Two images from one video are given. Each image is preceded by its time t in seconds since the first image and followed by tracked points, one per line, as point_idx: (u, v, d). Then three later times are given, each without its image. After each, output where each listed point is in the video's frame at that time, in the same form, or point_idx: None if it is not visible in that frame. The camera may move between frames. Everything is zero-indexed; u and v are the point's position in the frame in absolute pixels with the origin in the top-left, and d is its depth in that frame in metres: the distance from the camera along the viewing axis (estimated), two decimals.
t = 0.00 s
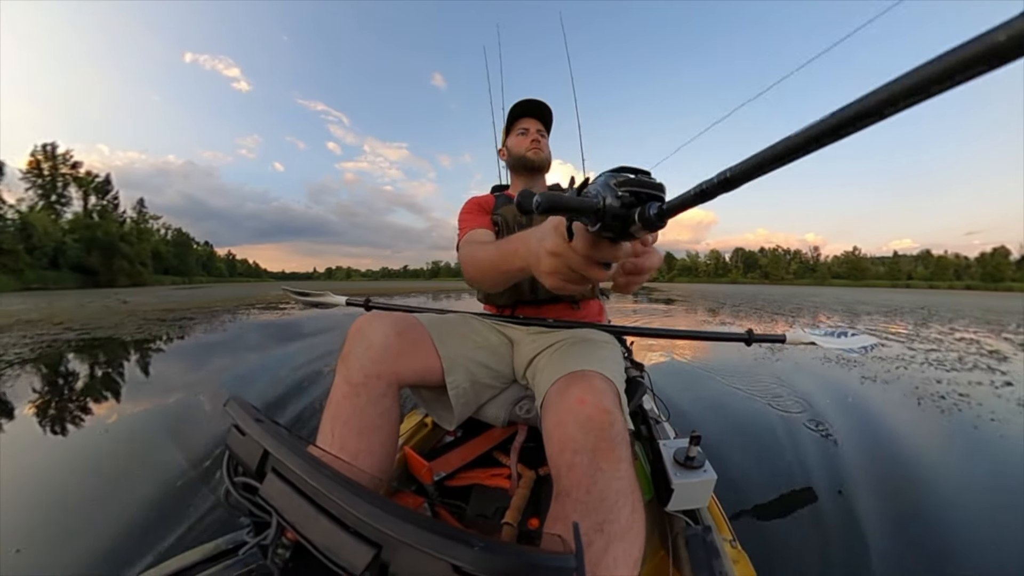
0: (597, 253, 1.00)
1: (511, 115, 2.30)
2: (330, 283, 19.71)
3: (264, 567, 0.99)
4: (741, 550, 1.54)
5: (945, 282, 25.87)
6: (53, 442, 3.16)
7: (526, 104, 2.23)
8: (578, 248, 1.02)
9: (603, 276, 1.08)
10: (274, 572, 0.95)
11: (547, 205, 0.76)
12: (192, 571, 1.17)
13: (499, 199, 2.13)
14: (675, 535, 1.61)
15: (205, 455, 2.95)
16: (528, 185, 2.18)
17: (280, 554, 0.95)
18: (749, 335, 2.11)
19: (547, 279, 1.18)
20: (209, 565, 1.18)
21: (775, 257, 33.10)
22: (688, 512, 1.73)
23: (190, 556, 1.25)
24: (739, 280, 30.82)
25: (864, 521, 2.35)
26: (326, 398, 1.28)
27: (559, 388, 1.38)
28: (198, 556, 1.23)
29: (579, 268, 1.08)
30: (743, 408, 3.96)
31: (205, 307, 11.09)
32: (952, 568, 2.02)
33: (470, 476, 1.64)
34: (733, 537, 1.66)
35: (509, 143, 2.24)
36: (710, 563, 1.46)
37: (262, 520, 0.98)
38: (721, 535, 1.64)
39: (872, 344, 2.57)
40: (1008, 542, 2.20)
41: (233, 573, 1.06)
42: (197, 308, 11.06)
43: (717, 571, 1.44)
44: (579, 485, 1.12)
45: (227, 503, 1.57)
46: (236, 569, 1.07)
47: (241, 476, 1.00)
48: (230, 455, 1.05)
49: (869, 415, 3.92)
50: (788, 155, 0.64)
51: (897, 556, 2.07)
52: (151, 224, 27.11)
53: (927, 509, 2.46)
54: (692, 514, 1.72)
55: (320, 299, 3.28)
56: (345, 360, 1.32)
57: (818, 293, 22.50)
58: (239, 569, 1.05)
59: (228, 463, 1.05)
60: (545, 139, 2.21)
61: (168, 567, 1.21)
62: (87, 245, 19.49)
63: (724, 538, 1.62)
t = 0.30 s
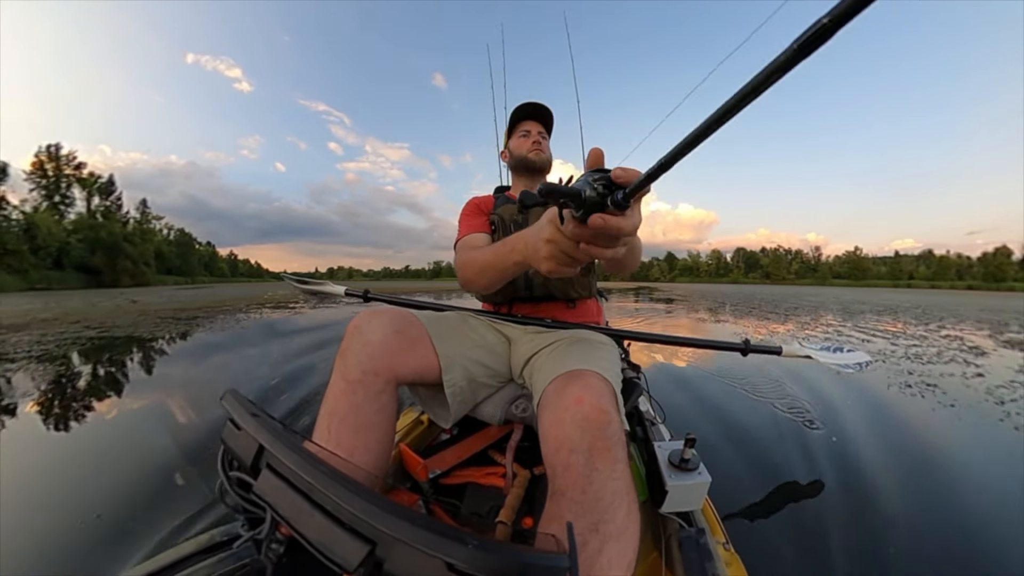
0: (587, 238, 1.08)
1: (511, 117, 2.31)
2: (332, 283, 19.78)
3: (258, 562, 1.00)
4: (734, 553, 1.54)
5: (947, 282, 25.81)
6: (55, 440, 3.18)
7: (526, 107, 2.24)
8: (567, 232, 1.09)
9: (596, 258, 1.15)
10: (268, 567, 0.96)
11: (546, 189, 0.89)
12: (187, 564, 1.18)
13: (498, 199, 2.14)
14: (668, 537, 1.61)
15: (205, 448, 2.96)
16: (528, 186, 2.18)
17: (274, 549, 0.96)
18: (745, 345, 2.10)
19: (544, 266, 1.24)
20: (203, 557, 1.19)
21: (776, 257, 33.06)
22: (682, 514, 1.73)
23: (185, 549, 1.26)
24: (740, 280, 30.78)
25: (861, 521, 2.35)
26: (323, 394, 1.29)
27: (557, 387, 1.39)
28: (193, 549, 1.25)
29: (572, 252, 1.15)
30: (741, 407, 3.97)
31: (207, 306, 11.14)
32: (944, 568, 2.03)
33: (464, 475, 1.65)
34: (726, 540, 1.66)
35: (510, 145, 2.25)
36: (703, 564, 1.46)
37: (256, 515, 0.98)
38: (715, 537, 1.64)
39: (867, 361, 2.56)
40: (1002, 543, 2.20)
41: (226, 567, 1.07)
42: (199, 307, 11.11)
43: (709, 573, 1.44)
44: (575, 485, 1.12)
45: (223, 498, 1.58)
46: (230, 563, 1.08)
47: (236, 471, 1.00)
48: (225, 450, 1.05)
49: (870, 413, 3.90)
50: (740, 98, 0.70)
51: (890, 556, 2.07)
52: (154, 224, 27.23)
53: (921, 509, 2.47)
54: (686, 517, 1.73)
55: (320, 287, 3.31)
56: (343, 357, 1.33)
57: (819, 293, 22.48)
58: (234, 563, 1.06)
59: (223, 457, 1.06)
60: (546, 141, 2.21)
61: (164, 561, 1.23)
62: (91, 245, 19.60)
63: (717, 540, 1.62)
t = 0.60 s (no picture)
0: (609, 219, 1.11)
1: (513, 119, 2.31)
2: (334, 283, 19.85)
3: (258, 562, 1.00)
4: (734, 552, 1.53)
5: (951, 282, 25.67)
6: (59, 439, 3.20)
7: (526, 109, 2.25)
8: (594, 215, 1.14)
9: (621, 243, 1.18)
10: (268, 567, 0.96)
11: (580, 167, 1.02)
12: (188, 564, 1.19)
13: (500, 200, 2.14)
14: (668, 536, 1.62)
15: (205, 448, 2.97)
16: (530, 187, 2.19)
17: (273, 549, 0.96)
18: (746, 342, 2.10)
19: (568, 254, 1.28)
20: (203, 557, 1.20)
21: (779, 257, 32.95)
22: (682, 514, 1.73)
23: (185, 549, 1.27)
24: (743, 280, 30.70)
25: (863, 522, 2.34)
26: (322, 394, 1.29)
27: (559, 386, 1.39)
28: (193, 550, 1.25)
29: (598, 239, 1.19)
30: (743, 407, 3.95)
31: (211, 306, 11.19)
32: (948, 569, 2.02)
33: (464, 474, 1.66)
34: (726, 539, 1.65)
35: (511, 147, 2.25)
36: (703, 564, 1.46)
37: (256, 515, 0.99)
38: (715, 537, 1.64)
39: (868, 353, 2.57)
40: (1002, 543, 2.20)
41: (225, 568, 1.08)
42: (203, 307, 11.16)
43: (709, 573, 1.44)
44: (577, 485, 1.12)
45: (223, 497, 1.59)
46: (230, 564, 1.09)
47: (236, 472, 1.01)
48: (225, 450, 1.06)
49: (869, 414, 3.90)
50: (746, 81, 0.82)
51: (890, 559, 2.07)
52: (158, 225, 27.45)
53: (922, 510, 2.46)
54: (686, 517, 1.73)
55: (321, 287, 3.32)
56: (342, 356, 1.33)
57: (822, 293, 22.39)
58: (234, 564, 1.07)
59: (223, 457, 1.07)
60: (547, 142, 2.22)
61: (164, 561, 1.23)
62: (96, 245, 19.74)
63: (717, 540, 1.62)
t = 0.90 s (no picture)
0: (618, 213, 1.12)
1: (514, 120, 2.31)
2: (338, 283, 19.92)
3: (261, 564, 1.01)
4: (737, 552, 1.51)
5: (957, 282, 25.45)
6: (64, 438, 3.22)
7: (526, 110, 2.25)
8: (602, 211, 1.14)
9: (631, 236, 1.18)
10: (270, 569, 0.97)
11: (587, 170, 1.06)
12: (190, 567, 1.20)
13: (500, 201, 2.14)
14: (671, 536, 1.61)
15: (208, 449, 2.98)
16: (530, 188, 2.19)
17: (276, 551, 0.97)
18: (749, 340, 2.09)
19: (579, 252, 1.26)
20: (205, 560, 1.21)
21: (784, 257, 32.78)
22: (685, 514, 1.72)
23: (188, 551, 1.27)
24: (747, 280, 30.57)
25: (868, 522, 2.32)
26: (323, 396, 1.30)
27: (559, 386, 1.39)
28: (195, 553, 1.26)
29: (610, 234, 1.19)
30: (746, 407, 3.93)
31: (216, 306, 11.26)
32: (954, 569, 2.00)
33: (466, 475, 1.66)
34: (729, 539, 1.63)
35: (511, 148, 2.25)
36: (705, 564, 1.46)
37: (258, 517, 1.00)
38: (718, 536, 1.61)
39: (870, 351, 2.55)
40: (1009, 542, 2.17)
41: (228, 570, 1.10)
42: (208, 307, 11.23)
43: (712, 573, 1.43)
44: (578, 484, 1.12)
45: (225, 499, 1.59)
46: (234, 566, 1.10)
47: (238, 474, 1.02)
48: (227, 453, 1.06)
49: (869, 410, 3.88)
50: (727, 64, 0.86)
51: (890, 557, 2.05)
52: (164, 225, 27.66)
53: (926, 508, 2.44)
54: (689, 516, 1.72)
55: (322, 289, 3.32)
56: (342, 358, 1.34)
57: (827, 293, 22.25)
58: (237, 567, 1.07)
59: (225, 461, 1.08)
60: (548, 143, 2.21)
61: (166, 563, 1.24)
62: (103, 245, 19.91)
63: (720, 539, 1.60)
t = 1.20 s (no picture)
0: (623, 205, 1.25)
1: (513, 121, 2.31)
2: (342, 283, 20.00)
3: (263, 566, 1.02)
4: (739, 551, 1.50)
5: (964, 282, 25.24)
6: (70, 437, 3.25)
7: (525, 111, 2.25)
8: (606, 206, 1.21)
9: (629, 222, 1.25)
10: (272, 570, 0.97)
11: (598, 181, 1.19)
12: (193, 568, 1.21)
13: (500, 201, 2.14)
14: (673, 536, 1.61)
15: (212, 448, 3.00)
16: (530, 188, 2.20)
17: (278, 553, 0.97)
18: (750, 339, 2.08)
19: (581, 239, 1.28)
20: (208, 562, 1.22)
21: (788, 256, 32.62)
22: (687, 513, 1.72)
23: (191, 552, 1.28)
24: (751, 280, 30.45)
25: (870, 519, 2.31)
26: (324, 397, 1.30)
27: (561, 386, 1.39)
28: (197, 554, 1.27)
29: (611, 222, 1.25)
30: (748, 406, 3.92)
31: (221, 305, 11.33)
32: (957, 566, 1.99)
33: (467, 476, 1.66)
34: (731, 538, 1.62)
35: (511, 148, 2.25)
36: (707, 563, 1.46)
37: (260, 519, 1.00)
38: (720, 535, 1.61)
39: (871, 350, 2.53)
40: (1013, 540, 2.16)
41: (231, 571, 1.11)
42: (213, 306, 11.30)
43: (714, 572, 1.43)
44: (580, 485, 1.13)
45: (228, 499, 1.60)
46: (237, 567, 1.10)
47: (239, 476, 1.02)
48: (229, 456, 1.07)
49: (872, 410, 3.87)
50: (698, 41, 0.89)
51: (886, 555, 2.05)
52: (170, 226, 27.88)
53: (929, 506, 2.43)
54: (691, 515, 1.72)
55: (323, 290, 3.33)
56: (343, 360, 1.34)
57: (831, 293, 22.13)
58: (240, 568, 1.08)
59: (227, 463, 1.08)
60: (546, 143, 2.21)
61: (169, 564, 1.25)
62: (111, 245, 20.10)
63: (721, 538, 1.59)
